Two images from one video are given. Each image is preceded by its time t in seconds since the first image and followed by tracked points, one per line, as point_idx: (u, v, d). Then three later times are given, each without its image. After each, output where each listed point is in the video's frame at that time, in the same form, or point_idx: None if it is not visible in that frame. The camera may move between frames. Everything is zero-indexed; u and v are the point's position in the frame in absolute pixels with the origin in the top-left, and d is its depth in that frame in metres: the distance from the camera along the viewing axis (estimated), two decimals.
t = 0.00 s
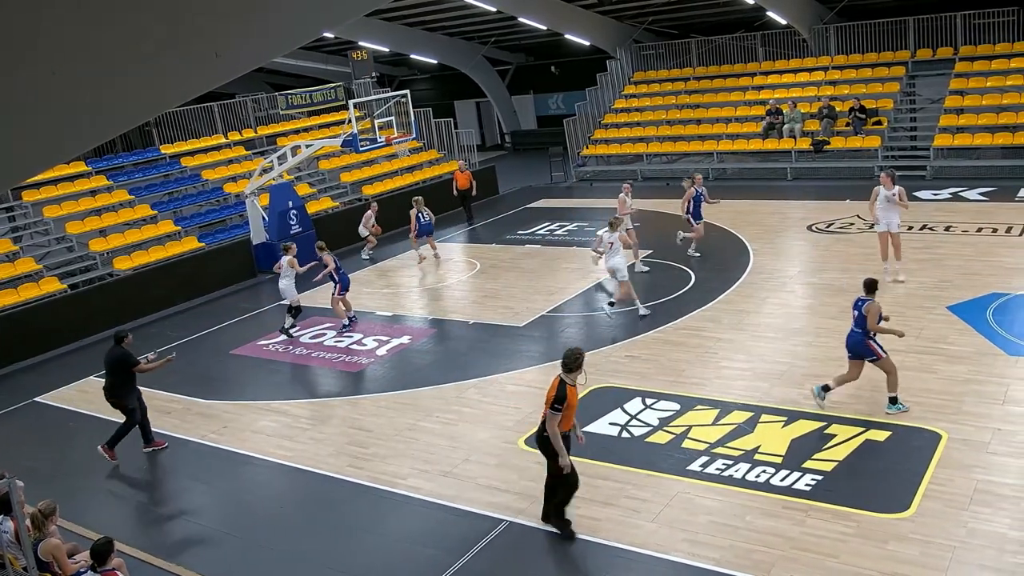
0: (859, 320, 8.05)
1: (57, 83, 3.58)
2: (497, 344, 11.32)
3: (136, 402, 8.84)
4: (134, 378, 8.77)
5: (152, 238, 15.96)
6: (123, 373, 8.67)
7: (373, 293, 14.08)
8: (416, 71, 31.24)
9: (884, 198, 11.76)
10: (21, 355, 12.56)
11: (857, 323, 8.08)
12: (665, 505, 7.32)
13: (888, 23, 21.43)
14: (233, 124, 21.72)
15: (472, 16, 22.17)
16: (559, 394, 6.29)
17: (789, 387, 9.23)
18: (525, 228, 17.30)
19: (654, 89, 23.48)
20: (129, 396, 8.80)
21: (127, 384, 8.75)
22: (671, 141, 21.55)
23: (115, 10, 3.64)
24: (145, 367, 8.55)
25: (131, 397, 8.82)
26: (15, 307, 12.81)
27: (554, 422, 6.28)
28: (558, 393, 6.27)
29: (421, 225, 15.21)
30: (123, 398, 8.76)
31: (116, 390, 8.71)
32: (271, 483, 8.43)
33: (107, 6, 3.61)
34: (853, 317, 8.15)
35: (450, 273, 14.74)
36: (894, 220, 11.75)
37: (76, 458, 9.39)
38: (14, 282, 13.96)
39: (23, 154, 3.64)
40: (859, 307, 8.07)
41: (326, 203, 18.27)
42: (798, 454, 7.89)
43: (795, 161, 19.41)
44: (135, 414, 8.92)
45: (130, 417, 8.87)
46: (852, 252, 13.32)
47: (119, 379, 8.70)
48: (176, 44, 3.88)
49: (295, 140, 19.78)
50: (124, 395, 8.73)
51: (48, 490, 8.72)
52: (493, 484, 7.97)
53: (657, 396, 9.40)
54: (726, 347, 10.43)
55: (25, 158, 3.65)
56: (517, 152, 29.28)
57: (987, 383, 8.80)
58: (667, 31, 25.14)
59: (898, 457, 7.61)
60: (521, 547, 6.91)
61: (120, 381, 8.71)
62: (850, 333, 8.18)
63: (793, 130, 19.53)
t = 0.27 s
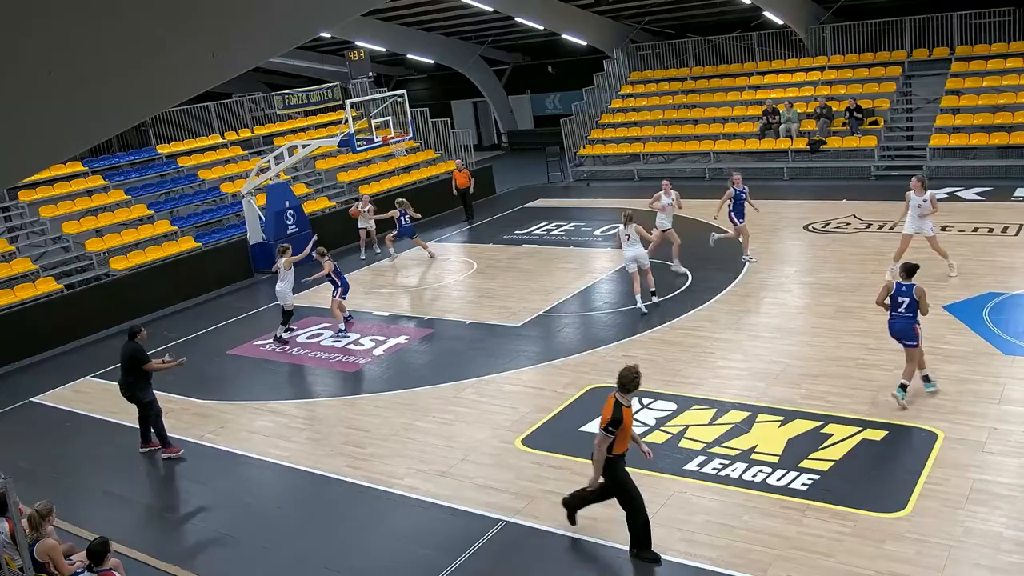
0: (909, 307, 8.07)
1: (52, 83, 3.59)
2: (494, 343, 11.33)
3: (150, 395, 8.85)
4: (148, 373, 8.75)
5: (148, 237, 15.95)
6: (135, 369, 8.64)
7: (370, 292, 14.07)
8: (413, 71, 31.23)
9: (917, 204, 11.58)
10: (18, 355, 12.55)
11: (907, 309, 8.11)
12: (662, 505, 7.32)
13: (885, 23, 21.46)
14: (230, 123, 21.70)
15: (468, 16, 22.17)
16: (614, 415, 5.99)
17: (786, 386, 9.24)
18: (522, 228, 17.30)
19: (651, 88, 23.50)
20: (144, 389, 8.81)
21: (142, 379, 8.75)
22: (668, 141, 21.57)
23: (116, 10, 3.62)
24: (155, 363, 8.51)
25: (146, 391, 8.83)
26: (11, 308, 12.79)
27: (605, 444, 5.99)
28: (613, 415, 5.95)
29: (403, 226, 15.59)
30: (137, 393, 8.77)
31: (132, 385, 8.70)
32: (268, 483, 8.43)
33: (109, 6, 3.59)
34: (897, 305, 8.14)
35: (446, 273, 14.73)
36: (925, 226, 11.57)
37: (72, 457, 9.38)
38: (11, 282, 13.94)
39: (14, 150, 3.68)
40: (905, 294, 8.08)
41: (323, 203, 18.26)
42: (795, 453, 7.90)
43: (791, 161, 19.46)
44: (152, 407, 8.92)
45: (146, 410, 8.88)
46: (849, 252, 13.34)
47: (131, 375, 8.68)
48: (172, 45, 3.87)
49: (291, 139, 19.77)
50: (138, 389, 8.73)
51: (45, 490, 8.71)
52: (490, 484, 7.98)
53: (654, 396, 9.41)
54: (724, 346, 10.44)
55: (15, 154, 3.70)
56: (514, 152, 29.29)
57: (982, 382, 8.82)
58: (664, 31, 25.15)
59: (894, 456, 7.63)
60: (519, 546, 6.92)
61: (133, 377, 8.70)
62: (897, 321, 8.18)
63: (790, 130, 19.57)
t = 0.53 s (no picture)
0: (930, 301, 8.40)
1: (50, 83, 3.58)
2: (492, 343, 11.32)
3: (166, 397, 8.82)
4: (162, 375, 8.73)
5: (146, 237, 15.93)
6: (150, 372, 8.61)
7: (368, 293, 14.07)
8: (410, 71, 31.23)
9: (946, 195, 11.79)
10: (15, 355, 12.53)
11: (929, 303, 8.44)
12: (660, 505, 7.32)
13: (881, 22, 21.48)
14: (227, 123, 21.69)
15: (465, 16, 22.18)
16: (667, 416, 5.75)
17: (783, 386, 9.25)
18: (520, 228, 17.30)
19: (648, 88, 23.51)
20: (158, 390, 8.78)
21: (156, 380, 8.74)
22: (665, 141, 21.59)
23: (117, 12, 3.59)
24: (169, 364, 8.49)
25: (161, 393, 8.80)
26: (8, 308, 12.77)
27: (666, 448, 5.73)
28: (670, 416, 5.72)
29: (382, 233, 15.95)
30: (153, 395, 8.74)
31: (146, 386, 8.69)
32: (265, 483, 8.43)
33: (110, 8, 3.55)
34: (915, 298, 8.50)
35: (444, 273, 14.73)
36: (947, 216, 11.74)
37: (70, 458, 9.37)
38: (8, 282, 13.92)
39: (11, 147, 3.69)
40: (924, 288, 8.42)
41: (320, 203, 18.26)
42: (792, 453, 7.90)
43: (789, 160, 19.49)
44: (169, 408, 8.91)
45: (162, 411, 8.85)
46: (846, 251, 13.35)
47: (147, 377, 8.65)
48: (171, 45, 3.86)
49: (288, 139, 19.76)
50: (154, 391, 8.71)
51: (42, 490, 8.70)
52: (488, 484, 7.97)
53: (651, 395, 9.41)
54: (721, 346, 10.45)
55: (12, 151, 3.71)
56: (512, 152, 29.30)
57: (979, 381, 8.83)
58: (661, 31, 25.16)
59: (891, 456, 7.64)
60: (517, 546, 6.92)
61: (149, 378, 8.67)
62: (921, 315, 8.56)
63: (787, 130, 19.60)
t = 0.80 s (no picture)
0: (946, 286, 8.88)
1: (47, 83, 3.58)
2: (490, 343, 11.32)
3: (179, 402, 8.76)
4: (177, 379, 8.65)
5: (144, 238, 15.93)
6: (164, 376, 8.54)
7: (367, 293, 14.06)
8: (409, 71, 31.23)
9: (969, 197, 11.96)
10: (13, 355, 12.53)
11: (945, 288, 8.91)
12: (658, 505, 7.32)
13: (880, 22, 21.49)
14: (226, 123, 21.69)
15: (463, 16, 22.18)
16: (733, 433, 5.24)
17: (782, 386, 9.25)
18: (519, 228, 17.29)
19: (646, 88, 23.52)
20: (174, 395, 8.71)
21: (172, 384, 8.65)
22: (664, 141, 21.60)
23: (112, 11, 3.62)
24: (185, 368, 8.43)
25: (174, 397, 8.74)
26: (5, 308, 12.77)
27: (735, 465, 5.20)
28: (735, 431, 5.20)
29: (385, 225, 15.85)
30: (167, 399, 8.68)
31: (162, 390, 8.62)
32: (264, 483, 8.42)
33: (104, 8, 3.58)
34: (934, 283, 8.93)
35: (443, 273, 14.73)
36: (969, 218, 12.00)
37: (68, 457, 9.37)
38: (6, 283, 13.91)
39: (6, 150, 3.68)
40: (942, 274, 8.84)
41: (318, 203, 18.26)
42: (790, 453, 7.91)
43: (787, 160, 19.50)
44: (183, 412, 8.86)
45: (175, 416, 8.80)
46: (843, 251, 13.37)
47: (161, 381, 8.58)
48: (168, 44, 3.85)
49: (286, 139, 19.76)
50: (167, 396, 8.64)
51: (41, 490, 8.70)
52: (487, 484, 7.97)
53: (650, 395, 9.41)
54: (720, 346, 10.45)
55: (7, 154, 3.70)
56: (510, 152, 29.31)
57: (977, 381, 8.84)
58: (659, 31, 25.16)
59: (889, 455, 7.64)
60: (516, 546, 6.92)
61: (164, 383, 8.61)
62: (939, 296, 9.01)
63: (785, 129, 19.61)
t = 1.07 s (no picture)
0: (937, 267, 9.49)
1: (46, 83, 3.58)
2: (490, 343, 11.32)
3: (194, 405, 8.67)
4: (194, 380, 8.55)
5: (144, 237, 15.94)
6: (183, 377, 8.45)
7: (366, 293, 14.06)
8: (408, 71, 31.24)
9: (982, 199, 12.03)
10: (13, 355, 12.53)
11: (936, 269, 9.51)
12: (658, 505, 7.32)
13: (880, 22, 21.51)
14: (226, 123, 21.68)
15: (463, 16, 22.18)
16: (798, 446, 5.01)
17: (781, 386, 9.25)
18: (518, 228, 17.29)
19: (646, 88, 23.51)
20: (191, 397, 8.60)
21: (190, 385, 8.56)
22: (663, 141, 21.60)
23: (113, 11, 3.61)
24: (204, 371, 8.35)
25: (189, 400, 8.64)
26: (5, 308, 12.77)
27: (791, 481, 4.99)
28: (801, 446, 4.98)
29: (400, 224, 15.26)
30: (182, 401, 8.59)
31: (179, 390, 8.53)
32: (264, 483, 8.42)
33: (105, 9, 3.58)
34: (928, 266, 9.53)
35: (443, 273, 14.73)
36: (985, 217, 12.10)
37: (68, 457, 9.37)
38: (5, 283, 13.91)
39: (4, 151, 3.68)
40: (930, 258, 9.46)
41: (318, 203, 18.27)
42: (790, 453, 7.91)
43: (787, 160, 19.51)
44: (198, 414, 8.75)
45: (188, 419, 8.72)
46: (843, 251, 13.38)
47: (179, 382, 8.49)
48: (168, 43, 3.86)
49: (286, 139, 19.76)
50: (183, 399, 8.56)
51: (41, 490, 8.70)
52: (487, 484, 7.98)
53: (650, 395, 9.41)
54: (720, 346, 10.46)
55: (8, 154, 3.71)
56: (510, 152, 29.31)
57: (977, 381, 8.84)
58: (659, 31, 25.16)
59: (889, 455, 7.64)
60: (516, 546, 6.92)
61: (182, 384, 8.51)
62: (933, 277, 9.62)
63: (785, 129, 19.60)
